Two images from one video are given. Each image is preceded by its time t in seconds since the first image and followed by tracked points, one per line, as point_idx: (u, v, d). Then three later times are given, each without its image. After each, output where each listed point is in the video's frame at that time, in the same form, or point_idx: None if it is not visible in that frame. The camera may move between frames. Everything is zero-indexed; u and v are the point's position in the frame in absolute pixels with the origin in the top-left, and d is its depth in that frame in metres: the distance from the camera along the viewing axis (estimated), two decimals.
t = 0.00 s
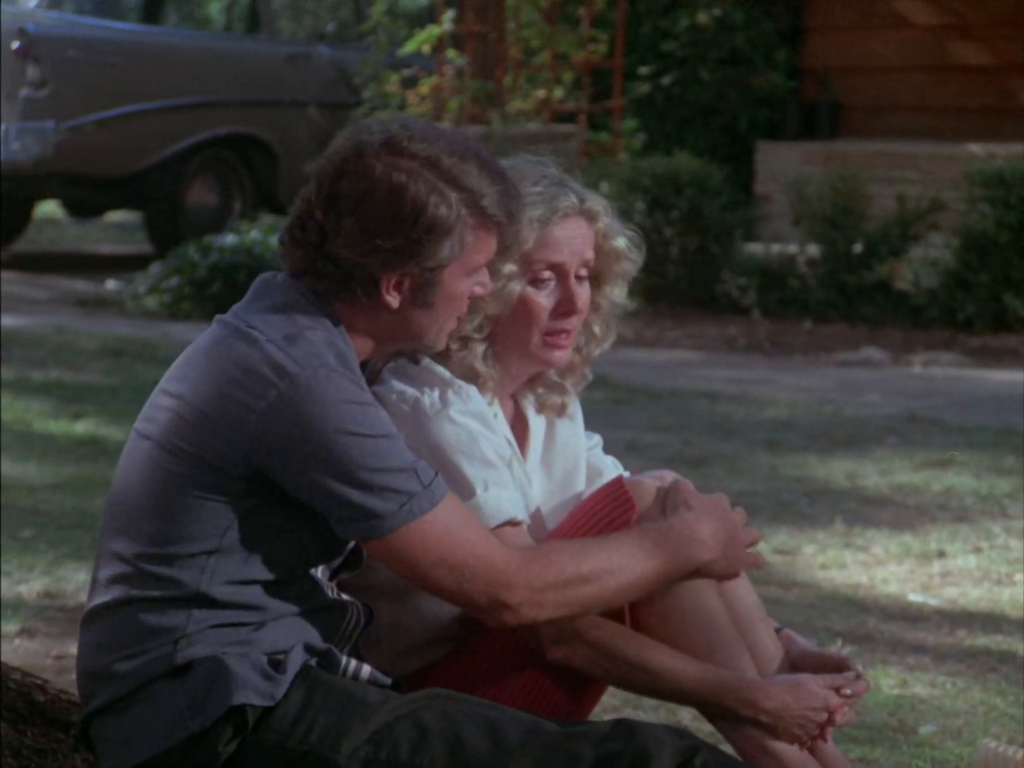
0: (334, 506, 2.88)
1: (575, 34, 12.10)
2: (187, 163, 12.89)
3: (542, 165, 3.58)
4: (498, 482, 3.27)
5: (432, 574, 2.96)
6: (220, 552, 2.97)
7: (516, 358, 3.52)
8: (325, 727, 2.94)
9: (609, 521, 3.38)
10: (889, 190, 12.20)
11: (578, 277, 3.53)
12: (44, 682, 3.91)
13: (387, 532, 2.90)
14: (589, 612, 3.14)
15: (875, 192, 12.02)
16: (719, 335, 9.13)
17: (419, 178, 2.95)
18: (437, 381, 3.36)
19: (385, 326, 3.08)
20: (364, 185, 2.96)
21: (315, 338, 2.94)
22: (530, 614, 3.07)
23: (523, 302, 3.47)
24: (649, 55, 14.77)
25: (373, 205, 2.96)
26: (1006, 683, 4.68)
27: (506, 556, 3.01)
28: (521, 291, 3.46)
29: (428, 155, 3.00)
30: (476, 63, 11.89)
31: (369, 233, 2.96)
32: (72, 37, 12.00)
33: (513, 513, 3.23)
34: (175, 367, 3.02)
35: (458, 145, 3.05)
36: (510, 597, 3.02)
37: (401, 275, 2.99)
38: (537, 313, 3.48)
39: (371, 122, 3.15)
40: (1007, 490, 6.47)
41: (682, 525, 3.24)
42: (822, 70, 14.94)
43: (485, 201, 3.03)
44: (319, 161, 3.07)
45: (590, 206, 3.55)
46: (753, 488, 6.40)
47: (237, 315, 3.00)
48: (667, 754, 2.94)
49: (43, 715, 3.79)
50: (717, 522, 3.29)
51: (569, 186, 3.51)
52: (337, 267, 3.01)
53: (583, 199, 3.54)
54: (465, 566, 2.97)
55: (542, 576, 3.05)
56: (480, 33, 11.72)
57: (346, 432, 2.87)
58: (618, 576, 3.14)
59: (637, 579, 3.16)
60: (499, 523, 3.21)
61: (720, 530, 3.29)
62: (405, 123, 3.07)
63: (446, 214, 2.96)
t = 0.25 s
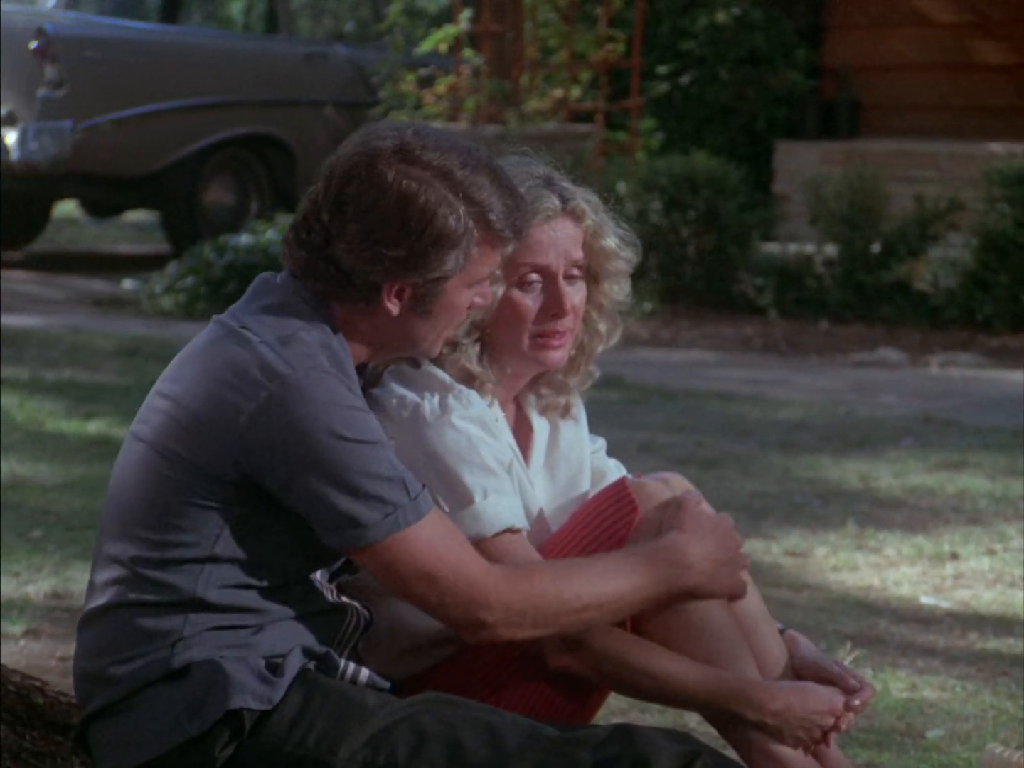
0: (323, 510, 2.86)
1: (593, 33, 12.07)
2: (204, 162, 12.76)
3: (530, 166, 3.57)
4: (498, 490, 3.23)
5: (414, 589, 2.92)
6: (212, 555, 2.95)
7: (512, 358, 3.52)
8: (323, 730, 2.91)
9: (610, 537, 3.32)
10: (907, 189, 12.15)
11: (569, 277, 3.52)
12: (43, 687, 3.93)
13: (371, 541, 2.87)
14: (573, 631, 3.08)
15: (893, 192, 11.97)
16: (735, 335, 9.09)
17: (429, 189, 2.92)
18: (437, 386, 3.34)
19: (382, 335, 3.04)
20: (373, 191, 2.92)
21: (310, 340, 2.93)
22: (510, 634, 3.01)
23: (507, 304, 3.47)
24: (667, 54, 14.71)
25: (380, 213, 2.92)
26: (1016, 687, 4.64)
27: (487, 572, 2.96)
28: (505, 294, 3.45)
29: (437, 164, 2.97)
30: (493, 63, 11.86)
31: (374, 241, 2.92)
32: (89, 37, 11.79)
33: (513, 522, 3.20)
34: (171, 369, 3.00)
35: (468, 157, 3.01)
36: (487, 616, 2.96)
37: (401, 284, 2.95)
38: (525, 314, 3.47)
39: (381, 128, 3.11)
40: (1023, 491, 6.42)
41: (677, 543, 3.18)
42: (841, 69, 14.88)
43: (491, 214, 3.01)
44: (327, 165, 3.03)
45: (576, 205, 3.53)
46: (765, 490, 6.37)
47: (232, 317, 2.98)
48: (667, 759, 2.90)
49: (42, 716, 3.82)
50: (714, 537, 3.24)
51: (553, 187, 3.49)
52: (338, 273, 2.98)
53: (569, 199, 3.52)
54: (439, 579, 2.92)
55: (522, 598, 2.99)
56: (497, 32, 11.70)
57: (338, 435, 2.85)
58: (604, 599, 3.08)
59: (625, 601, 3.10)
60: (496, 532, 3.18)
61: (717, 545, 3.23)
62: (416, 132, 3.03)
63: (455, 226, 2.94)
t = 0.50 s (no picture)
0: (304, 512, 2.83)
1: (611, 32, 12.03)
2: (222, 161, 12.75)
3: (526, 165, 3.57)
4: (496, 502, 3.21)
5: (376, 614, 2.90)
6: (199, 557, 2.94)
7: (514, 362, 3.54)
8: (317, 736, 2.91)
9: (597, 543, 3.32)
10: (925, 188, 12.09)
11: (567, 278, 3.54)
12: (41, 688, 3.93)
13: (342, 554, 2.84)
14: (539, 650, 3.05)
15: (912, 191, 11.91)
16: (753, 335, 9.06)
17: (417, 184, 2.91)
18: (435, 393, 3.34)
19: (375, 333, 3.03)
20: (361, 185, 2.91)
21: (299, 342, 2.92)
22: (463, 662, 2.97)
23: (509, 308, 3.49)
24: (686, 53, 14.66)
25: (369, 207, 2.91)
26: None
27: (445, 595, 2.92)
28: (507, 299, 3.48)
29: (427, 159, 2.95)
30: (511, 61, 11.84)
31: (362, 236, 2.91)
32: (109, 37, 11.77)
33: (509, 535, 3.18)
34: (161, 371, 3.00)
35: (459, 152, 3.00)
36: (443, 644, 2.93)
37: (391, 280, 2.94)
38: (526, 318, 3.50)
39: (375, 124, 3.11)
40: None
41: (641, 549, 3.13)
42: (862, 67, 14.83)
43: (482, 211, 2.99)
44: (319, 161, 3.02)
45: (574, 206, 3.55)
46: (779, 490, 6.33)
47: (221, 318, 2.98)
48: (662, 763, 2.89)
49: (42, 718, 3.79)
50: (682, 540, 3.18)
51: (551, 189, 3.50)
52: (327, 269, 2.97)
53: (566, 199, 3.54)
54: (399, 603, 2.88)
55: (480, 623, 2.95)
56: (514, 32, 11.70)
57: (321, 436, 2.83)
58: (565, 617, 3.03)
59: (588, 616, 3.06)
60: (494, 545, 3.16)
61: (684, 548, 3.17)
62: (408, 127, 3.02)
63: (443, 222, 2.93)
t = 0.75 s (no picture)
0: (299, 518, 2.84)
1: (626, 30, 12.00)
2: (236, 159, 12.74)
3: (524, 164, 3.51)
4: (492, 509, 3.20)
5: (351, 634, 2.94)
6: (194, 561, 2.94)
7: (515, 364, 3.49)
8: (310, 740, 2.90)
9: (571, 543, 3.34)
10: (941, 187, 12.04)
11: (569, 277, 3.48)
12: (35, 690, 3.92)
13: (328, 565, 2.85)
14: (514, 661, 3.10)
15: (928, 190, 11.86)
16: (766, 334, 9.03)
17: (419, 189, 2.87)
18: (431, 398, 3.31)
19: (373, 337, 3.02)
20: (363, 189, 2.88)
21: (297, 346, 2.92)
22: (433, 679, 3.02)
23: (512, 310, 3.44)
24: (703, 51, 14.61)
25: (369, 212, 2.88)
26: None
27: (419, 612, 2.96)
28: (509, 301, 3.42)
29: (431, 165, 2.91)
30: (526, 60, 11.81)
31: (361, 241, 2.89)
32: (123, 36, 11.62)
33: (504, 542, 3.17)
34: (158, 371, 3.00)
35: (464, 158, 2.96)
36: (415, 666, 2.98)
37: (389, 286, 2.92)
38: (528, 319, 3.44)
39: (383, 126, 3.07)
40: None
41: (606, 552, 3.17)
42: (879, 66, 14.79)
43: (485, 218, 2.96)
44: (324, 160, 2.99)
45: (574, 205, 3.49)
46: (787, 491, 6.30)
47: (218, 321, 2.97)
48: None
49: (36, 720, 3.78)
50: (646, 536, 3.22)
51: (552, 188, 3.45)
52: (326, 272, 2.95)
53: (566, 198, 3.48)
54: (368, 624, 2.91)
55: (447, 643, 2.99)
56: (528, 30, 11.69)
57: (316, 442, 2.84)
58: (536, 626, 3.07)
59: (559, 623, 3.10)
60: (489, 551, 3.17)
61: (650, 547, 3.21)
62: (414, 129, 2.98)
63: (444, 228, 2.89)
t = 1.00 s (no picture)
0: (297, 522, 2.75)
1: (639, 28, 11.98)
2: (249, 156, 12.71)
3: (524, 163, 3.48)
4: (487, 507, 3.13)
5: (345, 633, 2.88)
6: (190, 564, 2.85)
7: (513, 364, 3.45)
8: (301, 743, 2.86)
9: (567, 543, 3.29)
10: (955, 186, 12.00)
11: (568, 277, 3.44)
12: (27, 694, 3.90)
13: (327, 568, 2.76)
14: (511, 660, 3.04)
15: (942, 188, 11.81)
16: (777, 334, 9.01)
17: (425, 194, 2.76)
18: (427, 396, 3.24)
19: (374, 339, 2.92)
20: (367, 193, 2.76)
21: (296, 347, 2.81)
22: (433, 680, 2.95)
23: (509, 309, 3.39)
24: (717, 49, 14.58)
25: (373, 217, 2.76)
26: None
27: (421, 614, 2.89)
28: (507, 300, 3.38)
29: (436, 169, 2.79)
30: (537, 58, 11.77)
31: (365, 247, 2.77)
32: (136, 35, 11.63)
33: (498, 542, 3.11)
34: (155, 367, 2.90)
35: (468, 162, 2.84)
36: (416, 666, 2.91)
37: (392, 290, 2.81)
38: (527, 318, 3.40)
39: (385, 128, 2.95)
40: None
41: (603, 548, 3.13)
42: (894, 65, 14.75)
43: (489, 223, 2.84)
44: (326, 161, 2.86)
45: (574, 204, 3.46)
46: (795, 492, 6.26)
47: (216, 316, 2.88)
48: None
49: (26, 724, 3.77)
50: (644, 532, 3.18)
51: (551, 186, 3.41)
52: (328, 275, 2.84)
53: (565, 197, 3.45)
54: (378, 624, 2.84)
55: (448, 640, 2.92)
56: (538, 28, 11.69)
57: (314, 446, 2.74)
58: (533, 624, 3.02)
59: (557, 620, 3.05)
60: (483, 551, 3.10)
61: (648, 541, 3.17)
62: (418, 131, 2.85)
63: (450, 233, 2.78)
